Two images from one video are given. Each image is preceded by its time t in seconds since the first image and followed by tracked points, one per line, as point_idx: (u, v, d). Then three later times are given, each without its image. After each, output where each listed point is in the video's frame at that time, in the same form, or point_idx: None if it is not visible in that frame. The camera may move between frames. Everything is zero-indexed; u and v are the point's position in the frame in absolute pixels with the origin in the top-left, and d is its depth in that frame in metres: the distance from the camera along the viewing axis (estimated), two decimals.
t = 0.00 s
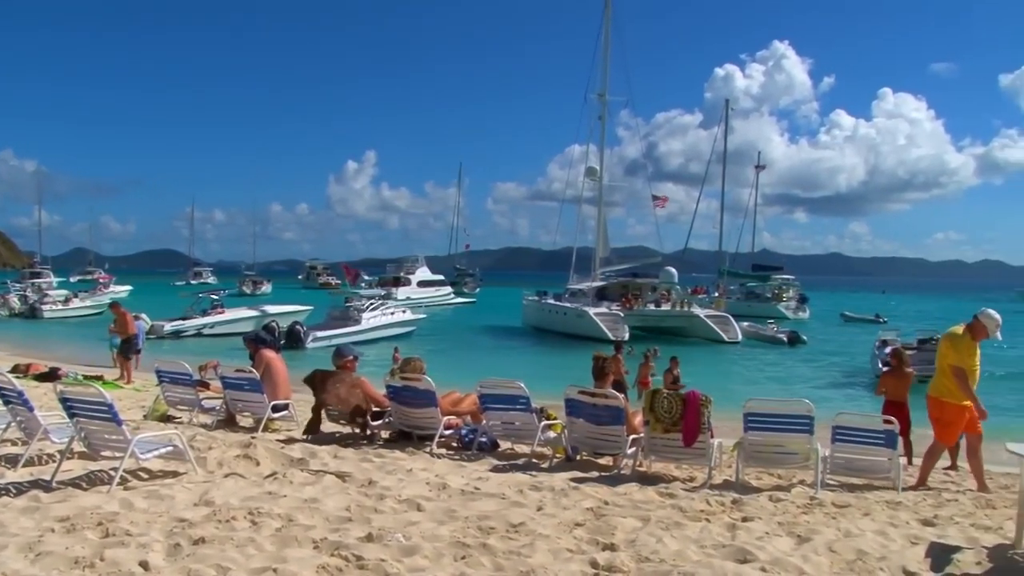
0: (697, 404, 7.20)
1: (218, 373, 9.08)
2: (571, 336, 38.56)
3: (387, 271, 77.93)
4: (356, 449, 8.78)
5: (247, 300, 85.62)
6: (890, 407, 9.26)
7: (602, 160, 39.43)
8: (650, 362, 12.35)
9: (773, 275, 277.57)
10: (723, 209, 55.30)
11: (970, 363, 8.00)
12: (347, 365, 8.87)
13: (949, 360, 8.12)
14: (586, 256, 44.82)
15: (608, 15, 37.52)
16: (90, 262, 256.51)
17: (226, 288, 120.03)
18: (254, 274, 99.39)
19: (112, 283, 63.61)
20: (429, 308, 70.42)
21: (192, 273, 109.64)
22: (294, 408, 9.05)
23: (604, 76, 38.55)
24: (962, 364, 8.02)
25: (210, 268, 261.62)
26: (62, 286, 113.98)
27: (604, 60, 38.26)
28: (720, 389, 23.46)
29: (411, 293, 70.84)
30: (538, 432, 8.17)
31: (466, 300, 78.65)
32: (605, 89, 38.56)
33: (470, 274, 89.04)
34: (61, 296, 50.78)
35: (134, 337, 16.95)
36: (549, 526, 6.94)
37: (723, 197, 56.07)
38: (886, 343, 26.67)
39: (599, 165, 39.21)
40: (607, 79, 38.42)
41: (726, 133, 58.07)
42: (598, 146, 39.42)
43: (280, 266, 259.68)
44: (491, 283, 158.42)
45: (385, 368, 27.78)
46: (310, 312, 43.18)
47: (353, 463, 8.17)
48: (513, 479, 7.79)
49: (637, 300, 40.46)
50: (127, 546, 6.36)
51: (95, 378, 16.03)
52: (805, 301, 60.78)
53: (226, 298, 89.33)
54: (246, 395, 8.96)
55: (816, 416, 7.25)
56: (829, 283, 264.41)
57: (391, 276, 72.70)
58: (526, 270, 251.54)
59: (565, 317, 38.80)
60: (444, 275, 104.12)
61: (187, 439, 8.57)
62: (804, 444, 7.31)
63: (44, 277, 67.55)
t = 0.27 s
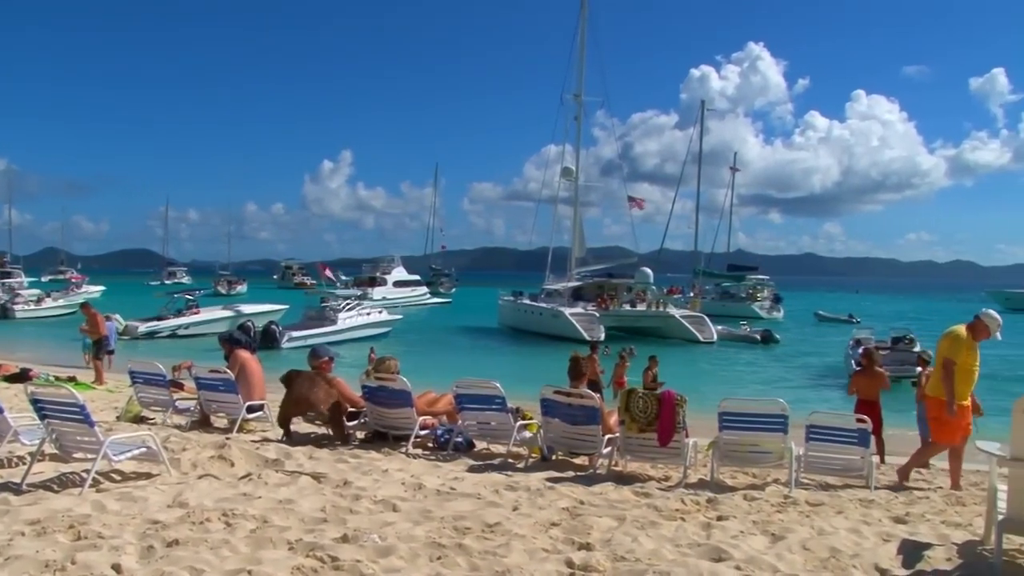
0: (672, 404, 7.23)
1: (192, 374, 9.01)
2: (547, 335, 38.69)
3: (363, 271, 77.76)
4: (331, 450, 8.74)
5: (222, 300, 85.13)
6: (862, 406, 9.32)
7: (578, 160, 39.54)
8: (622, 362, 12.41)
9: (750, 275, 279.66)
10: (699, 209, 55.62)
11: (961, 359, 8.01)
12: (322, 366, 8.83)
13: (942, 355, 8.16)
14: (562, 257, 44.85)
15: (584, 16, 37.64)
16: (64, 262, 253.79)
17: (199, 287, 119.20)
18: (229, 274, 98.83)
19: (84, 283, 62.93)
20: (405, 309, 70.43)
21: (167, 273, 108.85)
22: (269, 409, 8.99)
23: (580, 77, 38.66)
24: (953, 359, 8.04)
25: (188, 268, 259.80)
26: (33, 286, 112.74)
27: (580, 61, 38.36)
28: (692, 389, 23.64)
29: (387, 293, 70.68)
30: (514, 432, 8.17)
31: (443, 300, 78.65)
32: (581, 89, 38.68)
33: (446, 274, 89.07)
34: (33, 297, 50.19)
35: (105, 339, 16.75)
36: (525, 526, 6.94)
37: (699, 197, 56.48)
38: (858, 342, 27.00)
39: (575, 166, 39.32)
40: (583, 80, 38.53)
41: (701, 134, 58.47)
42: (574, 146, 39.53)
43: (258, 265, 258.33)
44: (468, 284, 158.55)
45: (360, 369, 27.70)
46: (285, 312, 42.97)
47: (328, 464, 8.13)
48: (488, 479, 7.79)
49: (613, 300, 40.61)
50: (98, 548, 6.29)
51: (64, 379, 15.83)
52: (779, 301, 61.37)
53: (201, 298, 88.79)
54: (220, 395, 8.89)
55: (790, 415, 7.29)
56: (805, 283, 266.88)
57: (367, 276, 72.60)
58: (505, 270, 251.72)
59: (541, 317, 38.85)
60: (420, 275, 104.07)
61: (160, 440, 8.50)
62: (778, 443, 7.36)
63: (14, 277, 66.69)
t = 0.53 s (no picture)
0: (649, 404, 7.25)
1: (168, 374, 8.96)
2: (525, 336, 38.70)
3: (341, 271, 77.59)
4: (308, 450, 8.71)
5: (199, 300, 84.64)
6: (837, 405, 9.38)
7: (555, 160, 39.61)
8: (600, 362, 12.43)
9: (731, 275, 281.11)
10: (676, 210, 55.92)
11: (948, 358, 8.17)
12: (300, 367, 8.80)
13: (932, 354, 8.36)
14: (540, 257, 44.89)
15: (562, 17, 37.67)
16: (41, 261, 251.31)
17: (176, 287, 118.40)
18: (207, 274, 98.24)
19: (58, 283, 62.29)
20: (383, 309, 70.49)
21: (143, 272, 108.09)
22: (246, 409, 8.95)
23: (557, 77, 38.73)
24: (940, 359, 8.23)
25: (167, 267, 258.05)
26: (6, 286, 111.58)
27: (558, 62, 38.40)
28: (666, 388, 23.79)
29: (365, 293, 70.54)
30: (492, 431, 8.18)
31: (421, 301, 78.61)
32: (559, 90, 38.75)
33: (425, 273, 88.67)
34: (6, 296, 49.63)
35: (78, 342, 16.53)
36: (503, 526, 6.94)
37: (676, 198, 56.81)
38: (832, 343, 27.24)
39: (552, 166, 39.38)
40: (561, 80, 38.60)
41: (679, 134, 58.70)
42: (552, 146, 39.60)
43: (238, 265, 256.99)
44: (448, 283, 158.64)
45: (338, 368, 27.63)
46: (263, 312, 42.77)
47: (305, 465, 8.10)
48: (467, 479, 7.78)
49: (590, 301, 40.54)
50: (73, 551, 6.22)
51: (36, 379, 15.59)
52: (756, 300, 61.80)
53: (177, 297, 88.24)
54: (197, 396, 8.84)
55: (767, 414, 7.35)
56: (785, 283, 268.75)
57: (345, 276, 72.38)
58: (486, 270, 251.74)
59: (519, 318, 38.81)
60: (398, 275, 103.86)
61: (136, 441, 8.43)
62: (756, 442, 7.40)
63: None
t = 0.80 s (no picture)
0: (628, 404, 7.27)
1: (145, 375, 8.91)
2: (503, 337, 38.73)
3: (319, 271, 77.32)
4: (286, 451, 8.68)
5: (176, 300, 84.10)
6: (814, 404, 9.45)
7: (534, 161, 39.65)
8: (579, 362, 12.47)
9: (711, 275, 282.87)
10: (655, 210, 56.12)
11: (951, 364, 8.22)
12: (278, 367, 8.74)
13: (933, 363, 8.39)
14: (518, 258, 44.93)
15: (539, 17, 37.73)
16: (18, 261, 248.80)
17: (153, 287, 117.75)
18: (184, 274, 97.64)
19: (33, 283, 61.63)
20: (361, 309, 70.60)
21: (120, 272, 107.28)
22: (224, 410, 8.92)
23: (536, 78, 38.76)
24: (943, 367, 8.27)
25: (146, 267, 256.26)
26: None
27: (536, 62, 38.46)
28: (641, 388, 23.90)
29: (344, 293, 71.28)
30: (470, 431, 8.18)
31: (400, 301, 78.64)
32: (537, 90, 38.79)
33: (402, 273, 90.71)
34: None
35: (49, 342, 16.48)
36: (482, 526, 6.94)
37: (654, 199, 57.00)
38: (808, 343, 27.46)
39: (531, 166, 39.42)
40: (539, 80, 38.63)
41: (657, 135, 59.01)
42: (531, 146, 39.63)
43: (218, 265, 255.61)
44: (427, 284, 158.67)
45: (315, 369, 27.57)
46: (241, 312, 42.59)
47: (284, 465, 8.06)
48: (445, 480, 7.78)
49: (569, 302, 41.19)
50: (47, 554, 6.16)
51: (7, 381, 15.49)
52: (733, 300, 62.30)
53: (154, 298, 87.63)
54: (174, 397, 8.81)
55: (744, 413, 7.39)
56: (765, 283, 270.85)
57: (324, 276, 72.20)
58: (468, 270, 251.96)
59: (498, 318, 38.83)
60: (377, 275, 103.80)
61: (112, 442, 8.38)
62: (733, 441, 7.43)
63: None
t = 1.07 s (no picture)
0: (602, 404, 7.28)
1: (116, 376, 8.83)
2: (479, 337, 38.71)
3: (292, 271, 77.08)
4: (260, 452, 8.62)
5: (149, 301, 83.51)
6: (788, 403, 9.52)
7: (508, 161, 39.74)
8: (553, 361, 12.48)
9: (689, 275, 284.58)
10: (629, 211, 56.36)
11: (954, 362, 8.27)
12: (251, 368, 8.69)
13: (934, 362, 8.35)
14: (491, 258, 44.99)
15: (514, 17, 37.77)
16: None
17: (125, 287, 116.76)
18: (157, 274, 96.91)
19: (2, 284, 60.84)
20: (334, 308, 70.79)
21: (91, 272, 106.37)
22: (197, 411, 8.86)
23: (510, 78, 38.84)
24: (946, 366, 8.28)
25: (121, 267, 254.07)
26: None
27: (511, 62, 38.52)
28: (611, 388, 24.07)
29: (318, 293, 71.09)
30: (445, 431, 8.18)
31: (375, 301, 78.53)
32: (511, 90, 38.89)
33: (377, 273, 91.44)
34: None
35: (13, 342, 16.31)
36: (456, 526, 6.94)
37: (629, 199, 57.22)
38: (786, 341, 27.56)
39: (505, 166, 39.49)
40: (514, 81, 38.73)
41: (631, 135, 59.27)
42: (505, 147, 39.71)
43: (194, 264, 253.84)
44: (404, 284, 158.66)
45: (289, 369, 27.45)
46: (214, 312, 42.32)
47: (257, 466, 8.02)
48: (420, 480, 7.77)
49: (544, 302, 41.21)
50: (15, 559, 6.08)
51: None
52: (707, 300, 62.80)
53: (126, 298, 86.99)
54: (146, 397, 8.74)
55: (718, 413, 7.44)
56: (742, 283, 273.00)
57: (298, 276, 72.01)
58: (446, 270, 251.96)
59: (472, 318, 38.89)
60: (352, 275, 103.59)
61: (83, 444, 8.29)
62: (707, 441, 7.47)
63: None
